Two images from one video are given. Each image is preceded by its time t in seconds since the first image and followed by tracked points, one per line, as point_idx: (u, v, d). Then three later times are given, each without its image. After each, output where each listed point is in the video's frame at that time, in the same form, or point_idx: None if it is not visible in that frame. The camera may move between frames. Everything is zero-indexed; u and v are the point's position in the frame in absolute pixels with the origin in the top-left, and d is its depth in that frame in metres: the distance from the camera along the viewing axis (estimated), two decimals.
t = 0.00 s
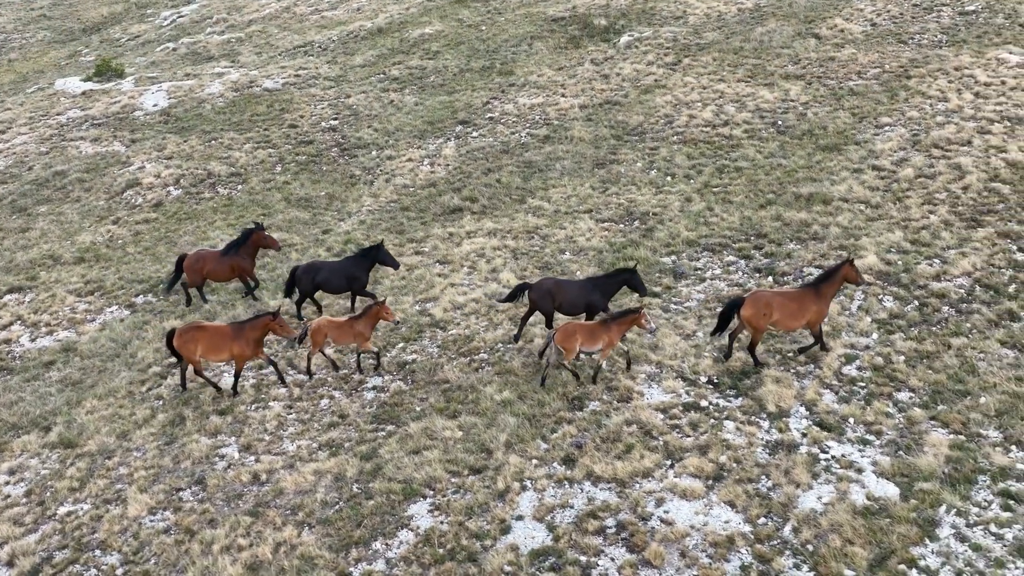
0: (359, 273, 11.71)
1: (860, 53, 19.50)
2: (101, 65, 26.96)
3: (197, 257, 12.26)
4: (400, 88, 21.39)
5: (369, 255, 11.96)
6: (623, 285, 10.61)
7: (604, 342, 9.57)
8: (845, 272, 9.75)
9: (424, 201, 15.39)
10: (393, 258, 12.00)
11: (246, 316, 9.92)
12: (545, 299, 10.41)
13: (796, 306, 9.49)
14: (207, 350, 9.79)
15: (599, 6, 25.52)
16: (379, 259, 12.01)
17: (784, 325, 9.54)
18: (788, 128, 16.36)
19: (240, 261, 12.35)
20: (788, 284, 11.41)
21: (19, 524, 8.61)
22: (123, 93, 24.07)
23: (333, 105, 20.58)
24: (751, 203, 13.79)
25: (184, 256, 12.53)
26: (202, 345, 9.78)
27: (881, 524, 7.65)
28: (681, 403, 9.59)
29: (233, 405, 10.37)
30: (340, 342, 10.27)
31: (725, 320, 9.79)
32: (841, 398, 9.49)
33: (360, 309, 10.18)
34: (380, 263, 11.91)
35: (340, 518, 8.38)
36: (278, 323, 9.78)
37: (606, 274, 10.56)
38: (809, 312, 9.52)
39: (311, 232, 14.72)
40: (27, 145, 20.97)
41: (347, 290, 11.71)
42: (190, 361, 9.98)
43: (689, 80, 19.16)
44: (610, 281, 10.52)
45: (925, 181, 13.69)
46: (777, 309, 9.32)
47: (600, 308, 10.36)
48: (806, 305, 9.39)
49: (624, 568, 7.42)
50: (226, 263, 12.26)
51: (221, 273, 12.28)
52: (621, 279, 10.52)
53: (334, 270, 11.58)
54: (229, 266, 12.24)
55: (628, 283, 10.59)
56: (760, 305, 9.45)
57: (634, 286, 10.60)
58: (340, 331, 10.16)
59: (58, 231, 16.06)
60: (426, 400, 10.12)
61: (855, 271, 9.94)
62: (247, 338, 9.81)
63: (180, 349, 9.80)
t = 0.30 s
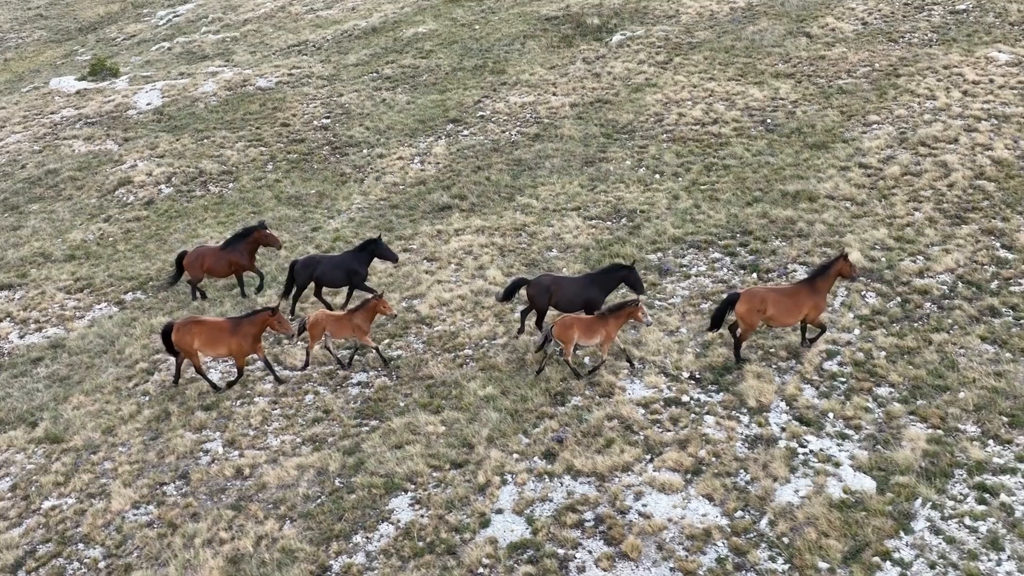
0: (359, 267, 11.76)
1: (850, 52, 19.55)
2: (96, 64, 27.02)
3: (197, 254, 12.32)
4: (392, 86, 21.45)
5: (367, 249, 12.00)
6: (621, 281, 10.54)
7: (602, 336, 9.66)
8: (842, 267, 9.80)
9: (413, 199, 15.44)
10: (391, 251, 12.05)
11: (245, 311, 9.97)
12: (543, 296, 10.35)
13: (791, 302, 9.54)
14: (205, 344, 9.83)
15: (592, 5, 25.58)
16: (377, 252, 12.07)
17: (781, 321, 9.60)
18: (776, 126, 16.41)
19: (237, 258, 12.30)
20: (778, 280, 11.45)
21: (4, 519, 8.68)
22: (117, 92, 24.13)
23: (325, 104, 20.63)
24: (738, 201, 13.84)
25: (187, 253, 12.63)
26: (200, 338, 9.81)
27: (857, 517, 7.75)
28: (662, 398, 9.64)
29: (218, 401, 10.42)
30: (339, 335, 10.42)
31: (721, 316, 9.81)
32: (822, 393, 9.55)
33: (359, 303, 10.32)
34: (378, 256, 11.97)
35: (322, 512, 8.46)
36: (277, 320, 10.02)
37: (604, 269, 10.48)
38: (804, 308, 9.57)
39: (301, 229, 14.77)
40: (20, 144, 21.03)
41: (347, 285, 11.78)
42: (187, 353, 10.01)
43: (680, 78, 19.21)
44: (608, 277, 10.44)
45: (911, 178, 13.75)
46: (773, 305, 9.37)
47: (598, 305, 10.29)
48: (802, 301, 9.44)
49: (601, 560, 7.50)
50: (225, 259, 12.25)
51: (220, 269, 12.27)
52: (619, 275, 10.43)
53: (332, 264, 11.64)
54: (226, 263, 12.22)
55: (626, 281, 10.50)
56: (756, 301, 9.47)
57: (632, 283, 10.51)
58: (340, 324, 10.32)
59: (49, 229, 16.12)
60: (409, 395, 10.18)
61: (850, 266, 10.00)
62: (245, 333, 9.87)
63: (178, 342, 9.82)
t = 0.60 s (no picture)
0: (357, 263, 11.85)
1: (840, 51, 19.61)
2: (90, 63, 27.08)
3: (195, 247, 12.36)
4: (384, 85, 21.52)
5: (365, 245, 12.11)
6: (617, 278, 10.66)
7: (600, 331, 9.72)
8: (833, 259, 9.88)
9: (402, 196, 15.50)
10: (389, 247, 12.18)
11: (242, 308, 10.05)
12: (538, 294, 10.35)
13: (785, 296, 9.60)
14: (202, 342, 9.90)
15: (585, 4, 25.64)
16: (374, 248, 12.15)
17: (777, 314, 9.66)
18: (764, 124, 16.47)
19: (235, 254, 12.35)
20: (761, 276, 11.52)
21: None
22: (111, 91, 24.19)
23: (317, 103, 20.69)
24: (724, 199, 13.90)
25: (186, 246, 12.68)
26: (197, 337, 9.87)
27: (831, 510, 7.83)
28: (642, 393, 9.70)
29: (202, 396, 10.48)
30: (337, 332, 10.38)
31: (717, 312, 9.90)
32: (801, 388, 9.60)
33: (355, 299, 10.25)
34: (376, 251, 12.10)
35: (302, 506, 8.53)
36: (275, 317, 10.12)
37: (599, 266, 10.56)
38: (799, 300, 9.64)
39: (289, 227, 14.82)
40: (13, 142, 21.10)
41: (345, 281, 11.84)
42: (184, 352, 10.05)
43: (670, 77, 19.26)
44: (604, 274, 10.54)
45: (897, 176, 13.82)
46: (766, 298, 9.46)
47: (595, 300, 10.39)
48: (796, 293, 9.51)
49: (576, 553, 7.59)
50: (223, 255, 12.29)
51: (218, 263, 12.32)
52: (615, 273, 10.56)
53: (331, 260, 11.66)
54: (224, 258, 12.25)
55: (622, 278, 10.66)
56: (750, 296, 9.55)
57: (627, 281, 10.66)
58: (337, 320, 10.25)
59: (39, 227, 16.18)
60: (392, 390, 10.24)
61: (842, 258, 10.07)
62: (243, 330, 9.99)
63: (175, 341, 9.84)
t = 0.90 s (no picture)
0: (354, 261, 11.80)
1: (829, 49, 19.68)
2: (83, 62, 27.14)
3: (195, 241, 12.40)
4: (375, 84, 21.58)
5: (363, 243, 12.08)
6: (614, 274, 10.76)
7: (596, 327, 9.72)
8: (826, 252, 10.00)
9: (390, 194, 15.56)
10: (387, 246, 12.14)
11: (238, 305, 10.01)
12: (533, 288, 10.58)
13: (779, 287, 9.69)
14: (198, 340, 9.83)
15: (577, 3, 25.70)
16: (371, 246, 12.12)
17: (771, 305, 9.75)
18: (752, 123, 16.53)
19: (234, 250, 12.37)
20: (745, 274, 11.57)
21: None
22: (104, 90, 24.25)
23: (308, 102, 20.76)
24: (709, 196, 13.96)
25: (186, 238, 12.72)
26: (192, 334, 9.80)
27: (804, 503, 7.90)
28: (621, 388, 9.76)
29: (186, 392, 10.54)
30: (331, 330, 10.31)
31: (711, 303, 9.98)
32: (779, 383, 9.67)
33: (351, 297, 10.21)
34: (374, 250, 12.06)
35: (282, 500, 8.59)
36: (272, 315, 10.07)
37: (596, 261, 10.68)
38: (793, 291, 9.72)
39: (277, 225, 14.88)
40: (5, 141, 21.16)
41: (342, 279, 11.80)
42: (179, 350, 9.99)
43: (659, 76, 19.32)
44: (600, 270, 10.70)
45: (881, 174, 13.88)
46: (761, 289, 9.55)
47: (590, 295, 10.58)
48: (790, 284, 9.60)
49: (551, 546, 7.66)
50: (221, 250, 12.33)
51: (215, 259, 12.37)
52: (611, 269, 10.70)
53: (328, 258, 11.62)
54: (222, 254, 12.29)
55: (618, 274, 10.75)
56: (744, 287, 9.64)
57: (624, 276, 10.76)
58: (332, 318, 10.18)
59: (29, 225, 16.25)
60: (374, 385, 10.31)
61: (834, 252, 10.20)
62: (239, 326, 9.92)
63: (169, 339, 9.78)
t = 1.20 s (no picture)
0: (348, 259, 11.94)
1: (818, 48, 19.74)
2: (76, 61, 27.19)
3: (191, 239, 12.51)
4: (366, 83, 21.64)
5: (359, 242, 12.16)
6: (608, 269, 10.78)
7: (589, 320, 9.80)
8: (817, 247, 10.12)
9: (377, 192, 15.61)
10: (383, 244, 12.18)
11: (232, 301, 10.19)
12: (527, 282, 10.66)
13: (773, 280, 9.81)
14: (192, 334, 9.98)
15: (569, 2, 25.74)
16: (367, 244, 12.19)
17: (764, 298, 9.87)
18: (739, 121, 16.58)
19: (231, 247, 12.52)
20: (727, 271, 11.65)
21: None
22: (96, 89, 24.31)
23: (299, 100, 20.81)
24: (694, 194, 14.01)
25: (181, 236, 12.82)
26: (185, 329, 9.95)
27: (776, 497, 7.97)
28: (600, 384, 9.81)
29: (168, 388, 10.59)
30: (326, 324, 10.41)
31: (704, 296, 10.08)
32: (756, 379, 9.73)
33: (345, 291, 10.28)
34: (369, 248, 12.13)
35: (260, 494, 8.65)
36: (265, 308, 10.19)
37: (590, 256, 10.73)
38: (786, 285, 9.84)
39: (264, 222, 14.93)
40: None
41: (335, 277, 11.99)
42: (172, 345, 10.13)
43: (648, 74, 19.37)
44: (594, 265, 10.72)
45: (865, 171, 13.94)
46: (754, 282, 9.67)
47: (585, 288, 10.61)
48: (783, 278, 9.73)
49: (524, 540, 7.73)
50: (218, 248, 12.46)
51: (212, 256, 12.50)
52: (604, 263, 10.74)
53: (322, 256, 11.81)
54: (220, 251, 12.43)
55: (613, 269, 10.77)
56: (738, 280, 9.75)
57: (618, 270, 10.78)
58: (326, 313, 10.27)
59: (18, 223, 16.30)
60: (355, 381, 10.36)
61: (826, 247, 10.33)
62: (232, 321, 10.06)
63: (162, 334, 9.92)
